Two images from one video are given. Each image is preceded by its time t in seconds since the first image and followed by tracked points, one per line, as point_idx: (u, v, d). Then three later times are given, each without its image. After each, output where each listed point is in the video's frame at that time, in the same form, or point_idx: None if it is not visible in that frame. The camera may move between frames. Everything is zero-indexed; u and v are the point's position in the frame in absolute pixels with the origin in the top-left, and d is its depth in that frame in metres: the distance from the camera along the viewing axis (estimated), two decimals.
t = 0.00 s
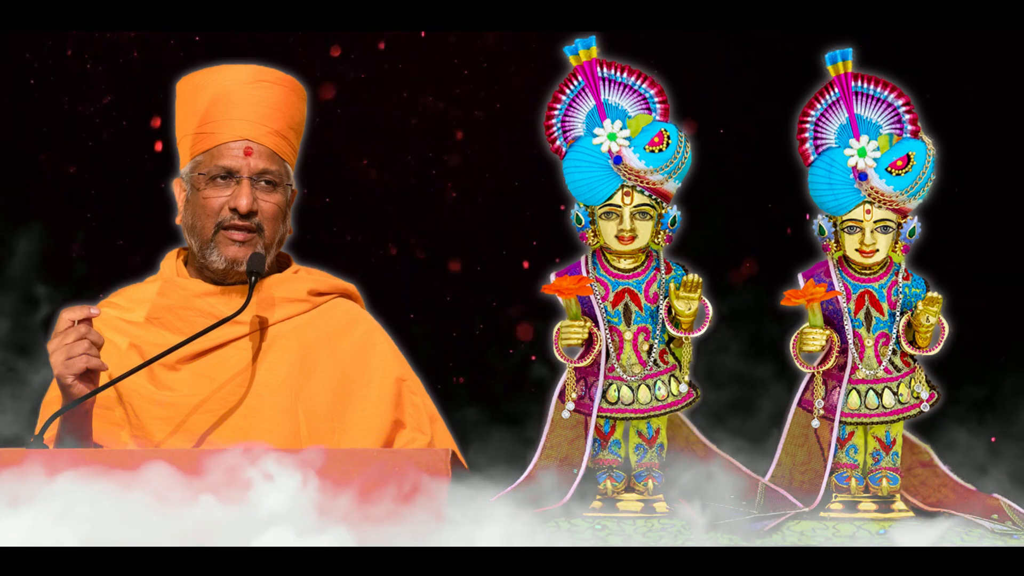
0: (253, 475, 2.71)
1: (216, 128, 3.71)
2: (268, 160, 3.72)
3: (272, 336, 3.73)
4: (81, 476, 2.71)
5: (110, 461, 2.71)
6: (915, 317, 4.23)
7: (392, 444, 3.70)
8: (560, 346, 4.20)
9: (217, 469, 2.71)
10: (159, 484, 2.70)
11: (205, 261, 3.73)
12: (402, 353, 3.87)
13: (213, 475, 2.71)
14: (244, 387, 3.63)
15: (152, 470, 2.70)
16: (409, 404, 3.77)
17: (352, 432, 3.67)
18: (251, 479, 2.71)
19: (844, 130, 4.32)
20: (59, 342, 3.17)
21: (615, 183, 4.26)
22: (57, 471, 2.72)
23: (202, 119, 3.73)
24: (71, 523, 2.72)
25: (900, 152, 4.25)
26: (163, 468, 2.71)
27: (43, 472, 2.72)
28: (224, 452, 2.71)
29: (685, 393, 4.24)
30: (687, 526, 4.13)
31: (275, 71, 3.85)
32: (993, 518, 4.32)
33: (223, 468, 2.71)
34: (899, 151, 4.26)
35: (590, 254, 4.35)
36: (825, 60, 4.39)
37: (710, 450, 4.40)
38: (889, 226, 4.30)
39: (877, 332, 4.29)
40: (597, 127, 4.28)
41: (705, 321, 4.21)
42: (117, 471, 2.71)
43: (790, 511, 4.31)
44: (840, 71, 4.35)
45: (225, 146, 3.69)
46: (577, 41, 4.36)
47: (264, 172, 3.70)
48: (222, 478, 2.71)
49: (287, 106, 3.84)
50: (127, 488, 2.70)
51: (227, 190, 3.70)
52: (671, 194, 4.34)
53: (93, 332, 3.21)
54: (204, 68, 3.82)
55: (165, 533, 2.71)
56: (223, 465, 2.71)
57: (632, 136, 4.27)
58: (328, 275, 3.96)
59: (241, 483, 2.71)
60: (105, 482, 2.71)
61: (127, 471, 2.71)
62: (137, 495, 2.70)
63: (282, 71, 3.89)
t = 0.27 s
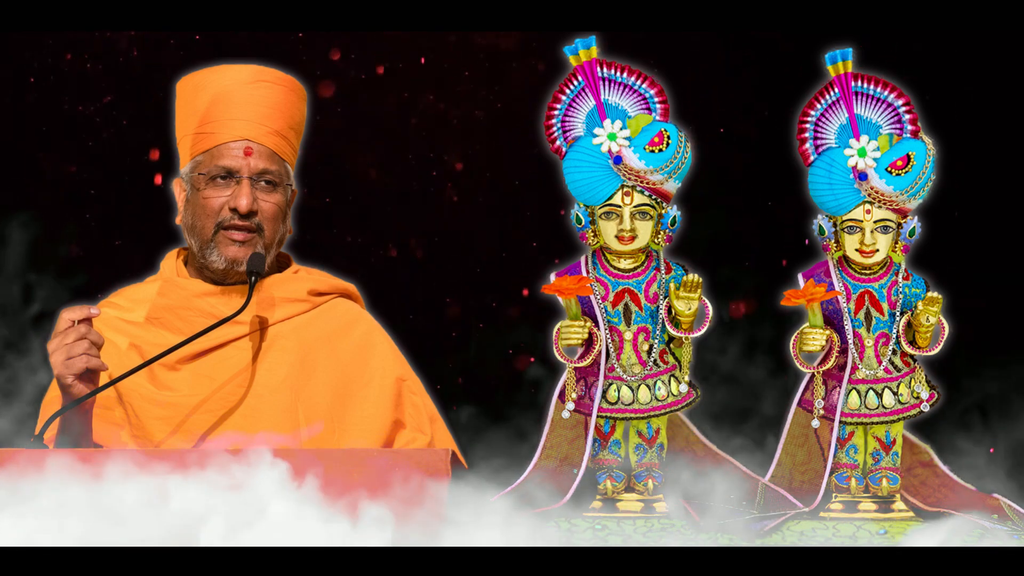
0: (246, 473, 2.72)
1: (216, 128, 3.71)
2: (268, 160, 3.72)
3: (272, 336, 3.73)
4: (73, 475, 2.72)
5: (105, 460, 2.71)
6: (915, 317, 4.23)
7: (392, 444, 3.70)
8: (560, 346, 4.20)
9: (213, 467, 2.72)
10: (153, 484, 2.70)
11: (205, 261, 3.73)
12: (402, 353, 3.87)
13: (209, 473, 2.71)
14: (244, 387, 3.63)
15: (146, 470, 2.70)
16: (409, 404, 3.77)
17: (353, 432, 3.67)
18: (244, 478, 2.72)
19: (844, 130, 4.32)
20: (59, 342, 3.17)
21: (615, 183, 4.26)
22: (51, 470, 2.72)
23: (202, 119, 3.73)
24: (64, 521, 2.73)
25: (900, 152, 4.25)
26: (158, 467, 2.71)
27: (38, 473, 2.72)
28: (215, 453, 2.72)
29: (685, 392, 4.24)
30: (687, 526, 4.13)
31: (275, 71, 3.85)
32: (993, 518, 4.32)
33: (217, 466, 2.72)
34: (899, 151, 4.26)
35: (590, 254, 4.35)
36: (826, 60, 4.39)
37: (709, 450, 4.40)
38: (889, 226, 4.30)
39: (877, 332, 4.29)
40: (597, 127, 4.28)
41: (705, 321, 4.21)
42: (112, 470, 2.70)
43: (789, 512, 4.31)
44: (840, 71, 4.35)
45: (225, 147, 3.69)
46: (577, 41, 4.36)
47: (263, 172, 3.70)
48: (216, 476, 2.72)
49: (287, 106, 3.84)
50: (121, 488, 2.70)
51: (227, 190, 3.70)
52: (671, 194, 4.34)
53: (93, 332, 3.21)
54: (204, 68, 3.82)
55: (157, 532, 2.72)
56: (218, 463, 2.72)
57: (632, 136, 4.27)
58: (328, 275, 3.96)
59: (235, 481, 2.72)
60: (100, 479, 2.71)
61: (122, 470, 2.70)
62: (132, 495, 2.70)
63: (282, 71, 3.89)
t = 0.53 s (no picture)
0: (242, 474, 2.70)
1: (216, 128, 3.71)
2: (268, 160, 3.72)
3: (272, 336, 3.73)
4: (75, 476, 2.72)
5: (102, 461, 2.70)
6: (915, 317, 4.23)
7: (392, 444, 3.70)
8: (560, 346, 4.20)
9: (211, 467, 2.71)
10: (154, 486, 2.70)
11: (205, 261, 3.73)
12: (402, 353, 3.87)
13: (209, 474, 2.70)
14: (244, 387, 3.63)
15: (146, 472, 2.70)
16: (409, 404, 3.77)
17: (352, 432, 3.67)
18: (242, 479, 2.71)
19: (844, 130, 4.32)
20: (59, 342, 3.17)
21: (615, 183, 4.26)
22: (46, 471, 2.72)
23: (202, 119, 3.73)
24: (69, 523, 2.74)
25: (900, 152, 4.25)
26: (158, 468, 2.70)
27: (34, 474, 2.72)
28: (209, 454, 2.70)
29: (685, 392, 4.24)
30: (687, 526, 4.13)
31: (275, 71, 3.85)
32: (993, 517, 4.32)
33: (211, 468, 2.70)
34: (899, 151, 4.26)
35: (590, 254, 4.35)
36: (825, 60, 4.40)
37: (709, 450, 4.39)
38: (889, 226, 4.31)
39: (877, 332, 4.29)
40: (597, 127, 4.28)
41: (705, 321, 4.21)
42: (108, 470, 2.69)
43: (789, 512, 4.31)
44: (840, 71, 4.35)
45: (225, 147, 3.69)
46: (577, 41, 4.36)
47: (263, 172, 3.70)
48: (211, 475, 2.70)
49: (287, 106, 3.84)
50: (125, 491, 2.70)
51: (227, 190, 3.70)
52: (671, 194, 4.34)
53: (93, 332, 3.21)
54: (204, 68, 3.82)
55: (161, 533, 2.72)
56: (216, 462, 2.70)
57: (632, 136, 4.27)
58: (328, 275, 3.96)
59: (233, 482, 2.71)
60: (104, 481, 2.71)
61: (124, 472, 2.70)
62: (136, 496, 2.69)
63: (282, 71, 3.89)
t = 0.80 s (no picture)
0: (239, 473, 2.71)
1: (216, 128, 3.71)
2: (268, 160, 3.72)
3: (272, 336, 3.73)
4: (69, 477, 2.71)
5: (96, 460, 2.71)
6: (915, 317, 4.23)
7: (392, 444, 3.71)
8: (560, 346, 4.20)
9: (210, 466, 2.71)
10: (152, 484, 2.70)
11: (205, 261, 3.73)
12: (402, 353, 3.87)
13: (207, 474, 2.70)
14: (244, 387, 3.63)
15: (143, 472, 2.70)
16: (409, 404, 3.77)
17: (353, 432, 3.67)
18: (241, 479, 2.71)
19: (844, 130, 4.32)
20: (59, 342, 3.17)
21: (615, 183, 4.26)
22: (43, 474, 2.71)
23: (202, 119, 3.74)
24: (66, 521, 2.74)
25: (900, 152, 4.25)
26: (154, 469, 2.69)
27: (36, 476, 2.71)
28: (205, 455, 2.70)
29: (685, 392, 4.24)
30: (688, 526, 4.13)
31: (275, 71, 3.85)
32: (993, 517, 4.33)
33: (209, 470, 2.70)
34: (899, 151, 4.26)
35: (590, 254, 4.35)
36: (825, 60, 4.40)
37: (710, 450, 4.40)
38: (889, 226, 4.31)
39: (877, 332, 4.29)
40: (597, 127, 4.28)
41: (705, 321, 4.21)
42: (105, 472, 2.70)
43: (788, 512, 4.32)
44: (840, 70, 4.35)
45: (225, 146, 3.69)
46: (577, 41, 4.36)
47: (263, 172, 3.70)
48: (208, 477, 2.70)
49: (287, 106, 3.84)
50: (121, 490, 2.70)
51: (227, 190, 3.70)
52: (671, 194, 4.34)
53: (93, 332, 3.21)
54: (204, 68, 3.82)
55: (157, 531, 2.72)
56: (214, 463, 2.70)
57: (632, 136, 4.28)
58: (328, 275, 3.96)
59: (231, 483, 2.71)
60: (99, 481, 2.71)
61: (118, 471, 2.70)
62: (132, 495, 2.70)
63: (282, 71, 3.89)
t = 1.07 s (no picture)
0: (241, 475, 2.70)
1: (216, 128, 3.71)
2: (268, 160, 3.72)
3: (272, 336, 3.73)
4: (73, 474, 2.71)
5: (98, 461, 2.71)
6: (915, 317, 4.23)
7: (392, 445, 3.71)
8: (560, 346, 4.20)
9: (214, 465, 2.71)
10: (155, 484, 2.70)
11: (205, 261, 3.73)
12: (402, 353, 3.87)
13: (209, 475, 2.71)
14: (244, 387, 3.63)
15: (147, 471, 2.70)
16: (409, 404, 3.77)
17: (353, 432, 3.67)
18: (242, 480, 2.70)
19: (844, 130, 4.32)
20: (59, 342, 3.17)
21: (615, 183, 4.26)
22: (47, 471, 2.72)
23: (202, 119, 3.74)
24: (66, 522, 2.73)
25: (900, 152, 4.25)
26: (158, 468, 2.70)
27: (36, 476, 2.72)
28: (209, 452, 2.71)
29: (685, 392, 4.24)
30: (688, 527, 4.13)
31: (275, 71, 3.85)
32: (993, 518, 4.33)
33: (211, 467, 2.71)
34: (899, 151, 4.26)
35: (590, 254, 4.35)
36: (825, 60, 4.40)
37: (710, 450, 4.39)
38: (889, 226, 4.31)
39: (877, 332, 4.29)
40: (597, 127, 4.28)
41: (705, 321, 4.21)
42: (107, 471, 2.71)
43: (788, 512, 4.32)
44: (840, 70, 4.35)
45: (225, 147, 3.69)
46: (577, 41, 4.36)
47: (264, 172, 3.70)
48: (210, 477, 2.71)
49: (287, 106, 3.84)
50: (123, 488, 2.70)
51: (227, 190, 3.70)
52: (671, 194, 4.34)
53: (93, 332, 3.21)
54: (204, 68, 3.82)
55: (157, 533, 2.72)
56: (215, 463, 2.71)
57: (632, 136, 4.27)
58: (328, 275, 3.96)
59: (234, 484, 2.70)
60: (103, 478, 2.71)
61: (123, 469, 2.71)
62: (134, 495, 2.70)
63: (282, 71, 3.89)
